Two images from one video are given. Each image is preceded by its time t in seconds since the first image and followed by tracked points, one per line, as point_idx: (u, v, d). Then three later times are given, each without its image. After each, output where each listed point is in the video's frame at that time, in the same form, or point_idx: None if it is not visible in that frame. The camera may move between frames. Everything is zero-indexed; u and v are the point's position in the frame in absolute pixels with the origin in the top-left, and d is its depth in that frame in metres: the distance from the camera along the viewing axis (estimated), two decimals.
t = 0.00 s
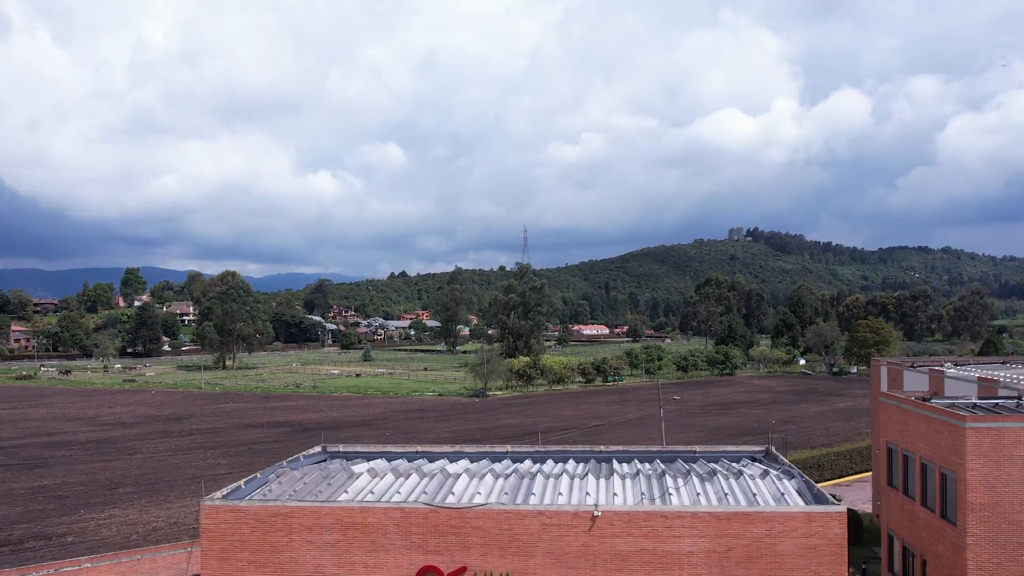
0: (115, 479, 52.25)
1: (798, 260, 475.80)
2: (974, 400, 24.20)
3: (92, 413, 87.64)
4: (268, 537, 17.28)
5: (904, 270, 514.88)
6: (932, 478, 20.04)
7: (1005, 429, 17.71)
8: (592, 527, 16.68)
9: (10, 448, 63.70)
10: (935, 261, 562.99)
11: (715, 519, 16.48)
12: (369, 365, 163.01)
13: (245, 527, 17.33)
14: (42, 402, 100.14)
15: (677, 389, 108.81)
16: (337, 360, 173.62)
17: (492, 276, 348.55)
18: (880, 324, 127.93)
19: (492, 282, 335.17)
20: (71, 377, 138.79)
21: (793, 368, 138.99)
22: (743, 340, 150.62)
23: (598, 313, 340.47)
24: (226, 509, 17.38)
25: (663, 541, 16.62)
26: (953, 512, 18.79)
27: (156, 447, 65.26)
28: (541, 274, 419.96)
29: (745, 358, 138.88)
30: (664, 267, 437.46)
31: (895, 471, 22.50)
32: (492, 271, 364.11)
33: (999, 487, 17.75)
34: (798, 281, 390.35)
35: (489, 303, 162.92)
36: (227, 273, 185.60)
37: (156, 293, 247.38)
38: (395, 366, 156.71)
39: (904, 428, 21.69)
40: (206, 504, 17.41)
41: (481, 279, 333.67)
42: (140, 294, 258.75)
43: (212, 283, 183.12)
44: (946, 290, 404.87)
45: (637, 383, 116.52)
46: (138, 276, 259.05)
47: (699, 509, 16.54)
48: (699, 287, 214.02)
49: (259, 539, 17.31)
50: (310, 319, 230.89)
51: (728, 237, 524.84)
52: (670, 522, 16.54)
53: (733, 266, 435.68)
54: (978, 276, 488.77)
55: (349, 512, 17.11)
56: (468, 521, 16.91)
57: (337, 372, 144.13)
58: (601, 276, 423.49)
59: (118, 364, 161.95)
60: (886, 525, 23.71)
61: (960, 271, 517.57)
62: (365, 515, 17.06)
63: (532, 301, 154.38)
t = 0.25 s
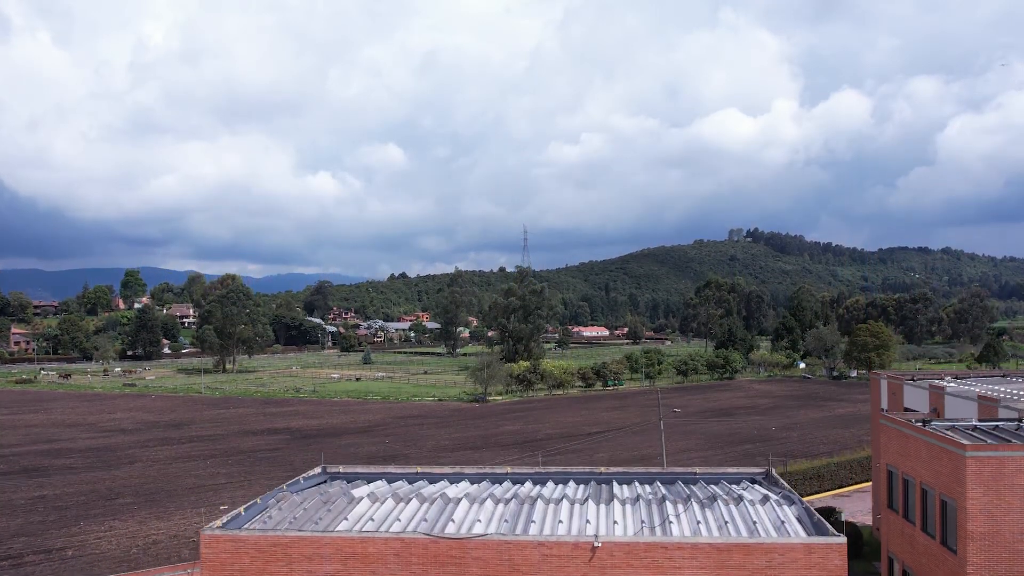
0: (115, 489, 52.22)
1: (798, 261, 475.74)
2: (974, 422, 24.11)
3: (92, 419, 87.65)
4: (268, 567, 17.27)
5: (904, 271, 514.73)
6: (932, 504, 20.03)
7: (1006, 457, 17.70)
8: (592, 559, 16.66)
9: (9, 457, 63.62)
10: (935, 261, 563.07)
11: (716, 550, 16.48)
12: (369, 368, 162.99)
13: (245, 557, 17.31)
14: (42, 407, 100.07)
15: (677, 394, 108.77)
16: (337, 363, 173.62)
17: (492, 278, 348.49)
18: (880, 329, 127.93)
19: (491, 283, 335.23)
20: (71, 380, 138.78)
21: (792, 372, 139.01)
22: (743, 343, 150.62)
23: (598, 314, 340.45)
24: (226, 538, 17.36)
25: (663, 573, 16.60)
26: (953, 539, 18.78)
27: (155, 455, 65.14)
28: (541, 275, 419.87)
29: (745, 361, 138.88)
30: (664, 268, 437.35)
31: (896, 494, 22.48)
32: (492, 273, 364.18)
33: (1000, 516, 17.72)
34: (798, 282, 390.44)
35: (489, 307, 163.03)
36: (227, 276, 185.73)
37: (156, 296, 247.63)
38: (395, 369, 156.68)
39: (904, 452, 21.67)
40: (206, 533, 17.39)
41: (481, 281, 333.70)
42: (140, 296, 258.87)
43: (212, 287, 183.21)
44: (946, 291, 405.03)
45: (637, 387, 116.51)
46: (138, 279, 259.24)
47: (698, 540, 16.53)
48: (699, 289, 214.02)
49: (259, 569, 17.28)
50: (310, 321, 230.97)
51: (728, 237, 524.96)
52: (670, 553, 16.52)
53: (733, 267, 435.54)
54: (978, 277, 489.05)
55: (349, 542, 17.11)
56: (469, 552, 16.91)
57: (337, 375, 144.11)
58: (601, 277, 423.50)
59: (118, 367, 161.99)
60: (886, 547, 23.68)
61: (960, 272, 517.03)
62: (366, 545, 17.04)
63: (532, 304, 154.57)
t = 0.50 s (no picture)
0: (115, 498, 52.17)
1: (797, 262, 475.93)
2: (975, 441, 24.11)
3: (92, 424, 87.57)
4: None
5: (904, 272, 514.98)
6: (933, 526, 20.02)
7: (1005, 482, 17.72)
8: None
9: (10, 464, 63.60)
10: (935, 262, 563.36)
11: None
12: (369, 371, 162.98)
13: None
14: (41, 411, 100.06)
15: (677, 398, 108.72)
16: (337, 365, 173.57)
17: (492, 279, 348.50)
18: (880, 332, 128.00)
19: (492, 285, 335.17)
20: (71, 383, 138.77)
21: (792, 375, 139.03)
22: (743, 346, 150.67)
23: (598, 315, 340.53)
24: (225, 564, 17.33)
25: None
26: (954, 562, 18.78)
27: (155, 462, 65.11)
28: (541, 276, 419.96)
29: (745, 365, 138.91)
30: (664, 269, 437.39)
31: (896, 515, 22.48)
32: (492, 274, 364.22)
33: (1000, 542, 17.72)
34: (798, 283, 390.50)
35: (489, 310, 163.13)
36: (227, 279, 185.83)
37: (156, 299, 247.63)
38: (395, 372, 156.73)
39: (904, 473, 21.68)
40: (205, 558, 17.35)
41: (481, 282, 333.67)
42: (139, 298, 258.82)
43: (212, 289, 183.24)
44: (946, 291, 405.28)
45: (637, 391, 116.53)
46: (138, 281, 259.18)
47: (698, 567, 16.51)
48: (699, 291, 214.06)
49: None
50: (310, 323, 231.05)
51: (728, 238, 525.19)
52: None
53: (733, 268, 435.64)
54: (978, 278, 489.45)
55: (349, 567, 17.08)
56: None
57: (337, 378, 144.21)
58: (601, 278, 423.54)
59: (118, 370, 161.95)
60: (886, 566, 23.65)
61: (960, 273, 517.22)
62: (366, 570, 17.03)
63: (532, 307, 154.60)
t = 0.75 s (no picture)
0: (115, 507, 52.11)
1: (797, 263, 476.05)
2: (975, 462, 24.04)
3: (91, 430, 87.41)
4: None
5: (904, 272, 515.04)
6: (933, 553, 19.99)
7: (1006, 510, 17.71)
8: None
9: (9, 471, 63.52)
10: (935, 262, 563.23)
11: None
12: (369, 374, 162.92)
13: None
14: (41, 416, 99.98)
15: (677, 403, 108.59)
16: (336, 368, 173.50)
17: (492, 280, 348.44)
18: (880, 336, 127.97)
19: (492, 286, 335.13)
20: (70, 387, 138.62)
21: (792, 379, 138.99)
22: (743, 350, 150.64)
23: (598, 316, 340.42)
24: None
25: None
26: None
27: (154, 470, 65.02)
28: (541, 277, 419.77)
29: (745, 368, 138.86)
30: (664, 270, 437.37)
31: (896, 538, 22.48)
32: (492, 275, 364.21)
33: (999, 571, 17.71)
34: (798, 284, 390.35)
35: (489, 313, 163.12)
36: (227, 282, 185.74)
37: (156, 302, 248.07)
38: (394, 375, 156.67)
39: (905, 496, 21.65)
40: None
41: (481, 283, 333.53)
42: (140, 300, 259.00)
43: (212, 292, 183.18)
44: (946, 292, 405.23)
45: (637, 395, 116.49)
46: (138, 282, 259.36)
47: None
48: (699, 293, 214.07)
49: None
50: (310, 325, 230.98)
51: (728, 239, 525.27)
52: None
53: (733, 269, 435.65)
54: (978, 278, 489.51)
55: None
56: None
57: (337, 382, 144.10)
58: (601, 279, 423.47)
59: (118, 373, 161.92)
60: None
61: (960, 274, 517.21)
62: None
63: (532, 310, 154.64)
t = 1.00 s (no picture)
0: (115, 517, 52.01)
1: (797, 264, 476.31)
2: (975, 484, 24.07)
3: (90, 436, 87.34)
4: None
5: (904, 273, 515.46)
6: None
7: (1006, 538, 17.74)
8: None
9: (9, 480, 63.43)
10: (934, 264, 563.27)
11: None
12: (370, 377, 163.14)
13: None
14: (41, 421, 99.88)
15: (677, 407, 108.67)
16: (336, 371, 173.42)
17: (492, 282, 348.54)
18: (880, 339, 128.14)
19: (492, 288, 335.26)
20: (70, 391, 138.53)
21: (792, 383, 138.95)
22: (743, 353, 150.66)
23: (598, 318, 340.49)
24: None
25: None
26: None
27: (154, 478, 64.98)
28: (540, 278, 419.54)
29: (745, 372, 138.89)
30: (664, 271, 437.44)
31: (896, 559, 22.48)
32: (492, 276, 364.38)
33: None
34: (798, 286, 390.51)
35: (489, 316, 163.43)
36: (227, 285, 185.77)
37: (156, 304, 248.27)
38: (394, 378, 156.68)
39: (906, 519, 21.66)
40: None
41: (481, 285, 333.63)
42: (139, 302, 259.00)
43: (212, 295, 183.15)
44: (946, 293, 405.45)
45: (637, 400, 116.47)
46: (138, 285, 259.61)
47: None
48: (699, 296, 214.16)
49: None
50: (309, 328, 230.85)
51: (728, 240, 525.50)
52: None
53: (733, 270, 435.61)
54: (977, 279, 489.73)
55: None
56: None
57: (337, 385, 143.91)
58: (600, 281, 423.35)
59: (117, 376, 161.78)
60: None
61: (960, 274, 517.30)
62: None
63: (532, 313, 155.46)
